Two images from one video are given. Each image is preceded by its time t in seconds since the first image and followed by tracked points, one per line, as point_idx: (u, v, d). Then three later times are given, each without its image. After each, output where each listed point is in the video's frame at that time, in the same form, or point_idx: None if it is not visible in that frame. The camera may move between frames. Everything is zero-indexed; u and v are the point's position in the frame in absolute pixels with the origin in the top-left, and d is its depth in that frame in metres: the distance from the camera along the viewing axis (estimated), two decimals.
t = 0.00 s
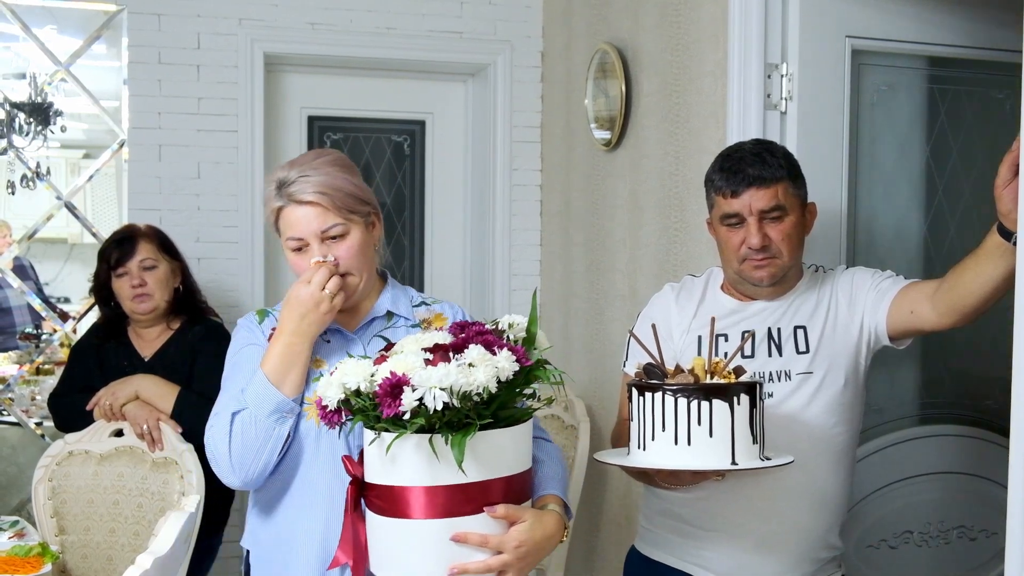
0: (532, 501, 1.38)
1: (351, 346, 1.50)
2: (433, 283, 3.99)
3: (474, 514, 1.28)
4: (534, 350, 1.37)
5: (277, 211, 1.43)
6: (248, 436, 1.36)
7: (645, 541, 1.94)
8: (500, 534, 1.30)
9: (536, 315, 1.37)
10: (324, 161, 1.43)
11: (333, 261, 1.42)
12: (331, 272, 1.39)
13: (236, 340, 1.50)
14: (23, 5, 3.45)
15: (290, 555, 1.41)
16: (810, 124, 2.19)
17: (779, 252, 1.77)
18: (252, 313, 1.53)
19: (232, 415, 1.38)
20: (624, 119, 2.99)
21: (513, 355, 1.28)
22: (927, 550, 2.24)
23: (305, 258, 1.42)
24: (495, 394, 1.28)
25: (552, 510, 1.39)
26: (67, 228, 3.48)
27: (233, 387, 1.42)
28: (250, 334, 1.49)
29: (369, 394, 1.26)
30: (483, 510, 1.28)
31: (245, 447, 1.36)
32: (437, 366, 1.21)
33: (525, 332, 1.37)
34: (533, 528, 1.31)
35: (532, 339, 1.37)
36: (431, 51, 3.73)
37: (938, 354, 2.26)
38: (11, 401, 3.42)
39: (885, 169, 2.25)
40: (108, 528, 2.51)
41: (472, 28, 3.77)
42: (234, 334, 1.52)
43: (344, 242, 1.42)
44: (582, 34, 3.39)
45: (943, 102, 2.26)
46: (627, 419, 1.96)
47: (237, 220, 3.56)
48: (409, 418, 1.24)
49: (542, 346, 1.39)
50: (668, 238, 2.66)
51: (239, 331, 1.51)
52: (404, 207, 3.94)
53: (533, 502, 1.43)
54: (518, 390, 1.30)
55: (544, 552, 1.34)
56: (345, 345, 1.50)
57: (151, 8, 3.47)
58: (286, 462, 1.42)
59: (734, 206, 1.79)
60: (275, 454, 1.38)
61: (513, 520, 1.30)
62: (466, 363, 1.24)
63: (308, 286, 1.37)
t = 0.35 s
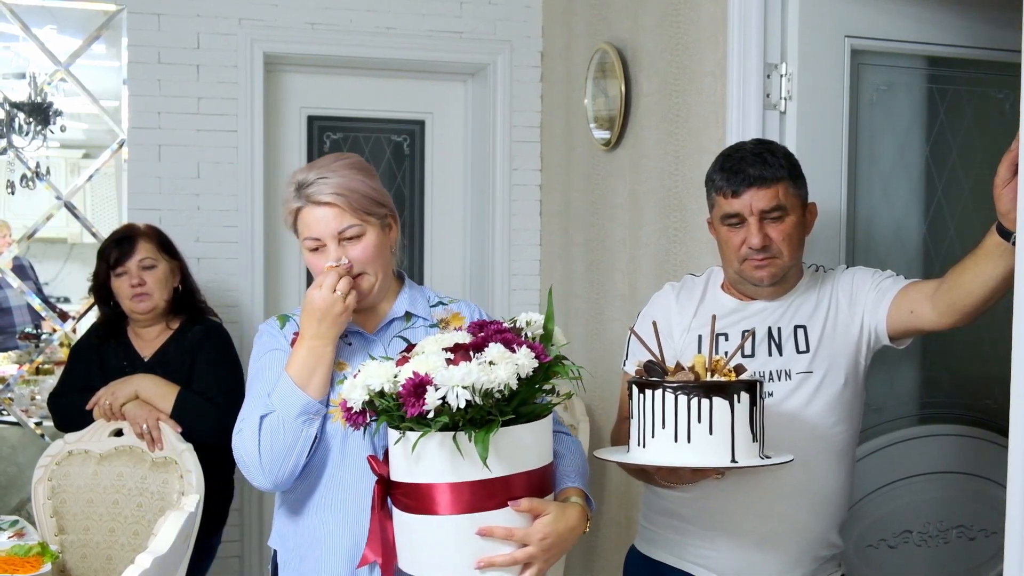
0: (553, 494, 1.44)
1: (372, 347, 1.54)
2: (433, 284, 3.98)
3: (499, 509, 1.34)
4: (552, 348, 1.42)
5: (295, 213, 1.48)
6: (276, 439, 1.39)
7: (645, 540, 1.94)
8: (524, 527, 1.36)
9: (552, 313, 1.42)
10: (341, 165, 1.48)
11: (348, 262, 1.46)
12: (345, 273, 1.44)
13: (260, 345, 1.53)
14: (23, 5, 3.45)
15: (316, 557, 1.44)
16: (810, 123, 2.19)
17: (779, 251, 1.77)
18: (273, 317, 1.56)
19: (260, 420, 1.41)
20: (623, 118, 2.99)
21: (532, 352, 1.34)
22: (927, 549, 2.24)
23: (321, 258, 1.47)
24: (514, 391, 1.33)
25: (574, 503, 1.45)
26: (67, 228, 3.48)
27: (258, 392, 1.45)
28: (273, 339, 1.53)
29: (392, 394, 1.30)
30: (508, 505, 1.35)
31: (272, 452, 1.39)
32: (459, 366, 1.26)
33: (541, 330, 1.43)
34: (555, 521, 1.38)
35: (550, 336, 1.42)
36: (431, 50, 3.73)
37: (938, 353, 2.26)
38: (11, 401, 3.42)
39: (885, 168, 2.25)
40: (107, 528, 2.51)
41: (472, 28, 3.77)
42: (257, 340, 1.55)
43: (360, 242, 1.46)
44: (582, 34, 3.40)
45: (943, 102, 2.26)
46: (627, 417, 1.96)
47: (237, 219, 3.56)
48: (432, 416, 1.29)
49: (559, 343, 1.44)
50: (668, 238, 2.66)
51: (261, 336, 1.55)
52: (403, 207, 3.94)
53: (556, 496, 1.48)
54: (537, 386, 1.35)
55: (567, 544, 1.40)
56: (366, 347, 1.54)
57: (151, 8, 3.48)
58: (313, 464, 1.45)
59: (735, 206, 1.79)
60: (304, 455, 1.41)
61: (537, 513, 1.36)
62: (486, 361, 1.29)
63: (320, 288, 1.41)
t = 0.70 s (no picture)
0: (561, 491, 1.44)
1: (378, 349, 1.54)
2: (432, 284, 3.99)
3: (507, 506, 1.34)
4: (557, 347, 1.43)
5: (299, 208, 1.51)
6: (279, 448, 1.39)
7: (645, 540, 1.94)
8: (532, 525, 1.36)
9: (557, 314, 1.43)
10: (347, 163, 1.51)
11: (349, 257, 1.48)
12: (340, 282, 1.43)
13: (268, 351, 1.53)
14: (22, 5, 3.44)
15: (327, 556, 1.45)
16: (809, 123, 2.19)
17: (778, 251, 1.77)
18: (279, 322, 1.56)
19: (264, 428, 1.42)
20: (623, 118, 2.99)
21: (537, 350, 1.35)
22: (927, 549, 2.24)
23: (321, 253, 1.48)
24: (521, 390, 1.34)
25: (581, 501, 1.44)
26: (67, 228, 3.48)
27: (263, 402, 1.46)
28: (279, 343, 1.53)
29: (400, 394, 1.31)
30: (515, 502, 1.35)
31: (278, 458, 1.40)
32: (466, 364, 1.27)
33: (545, 329, 1.44)
34: (563, 518, 1.38)
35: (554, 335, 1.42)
36: (431, 50, 3.73)
37: (937, 353, 2.27)
38: (10, 401, 3.42)
39: (884, 168, 2.25)
40: (107, 528, 2.51)
41: (471, 28, 3.77)
42: (264, 346, 1.55)
43: (359, 238, 1.48)
44: (581, 34, 3.40)
45: (942, 102, 2.27)
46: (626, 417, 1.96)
47: (237, 220, 3.56)
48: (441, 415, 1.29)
49: (564, 342, 1.45)
50: (667, 238, 2.66)
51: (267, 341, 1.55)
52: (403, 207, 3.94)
53: (563, 493, 1.48)
54: (543, 384, 1.36)
55: (575, 542, 1.40)
56: (372, 349, 1.54)
57: (150, 8, 3.48)
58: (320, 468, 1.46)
59: (734, 206, 1.79)
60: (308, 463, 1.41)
61: (544, 510, 1.36)
62: (493, 359, 1.30)
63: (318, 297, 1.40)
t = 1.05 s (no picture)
0: (541, 493, 1.44)
1: (378, 348, 1.58)
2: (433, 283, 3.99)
3: (481, 507, 1.36)
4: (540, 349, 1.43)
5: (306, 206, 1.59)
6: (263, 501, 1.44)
7: (644, 540, 1.94)
8: (508, 526, 1.37)
9: (540, 315, 1.45)
10: (356, 164, 1.58)
11: (344, 251, 1.53)
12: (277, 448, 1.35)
13: (268, 356, 1.57)
14: (22, 5, 3.45)
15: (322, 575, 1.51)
16: (809, 123, 2.19)
17: (778, 251, 1.77)
18: (281, 323, 1.61)
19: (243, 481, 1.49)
20: (623, 118, 2.98)
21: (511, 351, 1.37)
22: (927, 550, 2.24)
23: (319, 248, 1.55)
24: (495, 389, 1.36)
25: (562, 505, 1.44)
26: (67, 228, 3.48)
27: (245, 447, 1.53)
28: (279, 347, 1.57)
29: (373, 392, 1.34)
30: (490, 503, 1.36)
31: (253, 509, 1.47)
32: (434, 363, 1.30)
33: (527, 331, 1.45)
34: (539, 520, 1.38)
35: (538, 336, 1.43)
36: (431, 50, 3.73)
37: (937, 353, 2.27)
38: (10, 401, 3.42)
39: (884, 168, 2.25)
40: (107, 528, 2.51)
41: (471, 28, 3.77)
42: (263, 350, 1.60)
43: (354, 236, 1.53)
44: (581, 35, 3.40)
45: (942, 102, 2.27)
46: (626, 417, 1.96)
47: (237, 220, 3.56)
48: (410, 413, 1.33)
49: (550, 343, 1.44)
50: (667, 238, 2.67)
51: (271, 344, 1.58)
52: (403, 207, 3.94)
53: (547, 494, 1.47)
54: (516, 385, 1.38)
55: (553, 543, 1.41)
56: (372, 348, 1.59)
57: (150, 8, 3.48)
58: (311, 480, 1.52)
59: (735, 206, 1.79)
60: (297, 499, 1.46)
61: (520, 511, 1.37)
62: (464, 359, 1.33)
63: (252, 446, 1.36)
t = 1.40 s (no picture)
0: (490, 479, 1.48)
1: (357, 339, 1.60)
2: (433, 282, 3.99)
3: (416, 484, 1.41)
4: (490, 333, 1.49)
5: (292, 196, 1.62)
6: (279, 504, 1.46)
7: (645, 540, 1.94)
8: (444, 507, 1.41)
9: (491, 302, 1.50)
10: (343, 157, 1.60)
11: (322, 242, 1.56)
12: (389, 547, 1.38)
13: (254, 339, 1.56)
14: (22, 5, 3.44)
15: (290, 562, 1.54)
16: (809, 123, 2.19)
17: (778, 252, 1.77)
18: (264, 311, 1.60)
19: (248, 468, 1.50)
20: (623, 118, 2.98)
21: (445, 327, 1.43)
22: (927, 550, 2.24)
23: (299, 238, 1.58)
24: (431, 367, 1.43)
25: (508, 490, 1.48)
26: (67, 228, 3.48)
27: (245, 431, 1.53)
28: (266, 333, 1.56)
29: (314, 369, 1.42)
30: (426, 481, 1.41)
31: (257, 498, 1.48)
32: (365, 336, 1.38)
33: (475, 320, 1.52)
34: (476, 501, 1.42)
35: (487, 320, 1.49)
36: (431, 51, 3.73)
37: (937, 353, 2.27)
38: (10, 401, 3.42)
39: (883, 168, 2.25)
40: (107, 528, 2.51)
41: (472, 28, 3.77)
42: (250, 334, 1.58)
43: (332, 227, 1.55)
44: (581, 35, 3.40)
45: (942, 102, 2.27)
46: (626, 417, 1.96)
47: (237, 220, 3.56)
48: (343, 386, 1.40)
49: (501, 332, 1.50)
50: (667, 238, 2.67)
51: (253, 333, 1.57)
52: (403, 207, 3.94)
53: (496, 480, 1.51)
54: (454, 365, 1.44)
55: (493, 527, 1.44)
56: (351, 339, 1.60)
57: (150, 8, 3.48)
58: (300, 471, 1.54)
59: (735, 206, 1.79)
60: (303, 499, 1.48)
61: (456, 492, 1.41)
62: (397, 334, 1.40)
63: (369, 506, 1.38)
